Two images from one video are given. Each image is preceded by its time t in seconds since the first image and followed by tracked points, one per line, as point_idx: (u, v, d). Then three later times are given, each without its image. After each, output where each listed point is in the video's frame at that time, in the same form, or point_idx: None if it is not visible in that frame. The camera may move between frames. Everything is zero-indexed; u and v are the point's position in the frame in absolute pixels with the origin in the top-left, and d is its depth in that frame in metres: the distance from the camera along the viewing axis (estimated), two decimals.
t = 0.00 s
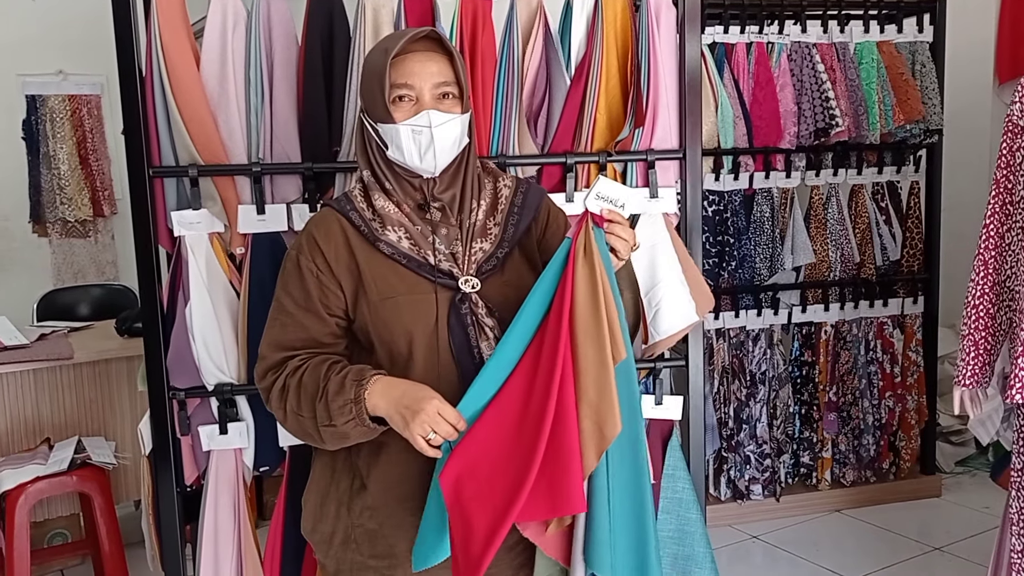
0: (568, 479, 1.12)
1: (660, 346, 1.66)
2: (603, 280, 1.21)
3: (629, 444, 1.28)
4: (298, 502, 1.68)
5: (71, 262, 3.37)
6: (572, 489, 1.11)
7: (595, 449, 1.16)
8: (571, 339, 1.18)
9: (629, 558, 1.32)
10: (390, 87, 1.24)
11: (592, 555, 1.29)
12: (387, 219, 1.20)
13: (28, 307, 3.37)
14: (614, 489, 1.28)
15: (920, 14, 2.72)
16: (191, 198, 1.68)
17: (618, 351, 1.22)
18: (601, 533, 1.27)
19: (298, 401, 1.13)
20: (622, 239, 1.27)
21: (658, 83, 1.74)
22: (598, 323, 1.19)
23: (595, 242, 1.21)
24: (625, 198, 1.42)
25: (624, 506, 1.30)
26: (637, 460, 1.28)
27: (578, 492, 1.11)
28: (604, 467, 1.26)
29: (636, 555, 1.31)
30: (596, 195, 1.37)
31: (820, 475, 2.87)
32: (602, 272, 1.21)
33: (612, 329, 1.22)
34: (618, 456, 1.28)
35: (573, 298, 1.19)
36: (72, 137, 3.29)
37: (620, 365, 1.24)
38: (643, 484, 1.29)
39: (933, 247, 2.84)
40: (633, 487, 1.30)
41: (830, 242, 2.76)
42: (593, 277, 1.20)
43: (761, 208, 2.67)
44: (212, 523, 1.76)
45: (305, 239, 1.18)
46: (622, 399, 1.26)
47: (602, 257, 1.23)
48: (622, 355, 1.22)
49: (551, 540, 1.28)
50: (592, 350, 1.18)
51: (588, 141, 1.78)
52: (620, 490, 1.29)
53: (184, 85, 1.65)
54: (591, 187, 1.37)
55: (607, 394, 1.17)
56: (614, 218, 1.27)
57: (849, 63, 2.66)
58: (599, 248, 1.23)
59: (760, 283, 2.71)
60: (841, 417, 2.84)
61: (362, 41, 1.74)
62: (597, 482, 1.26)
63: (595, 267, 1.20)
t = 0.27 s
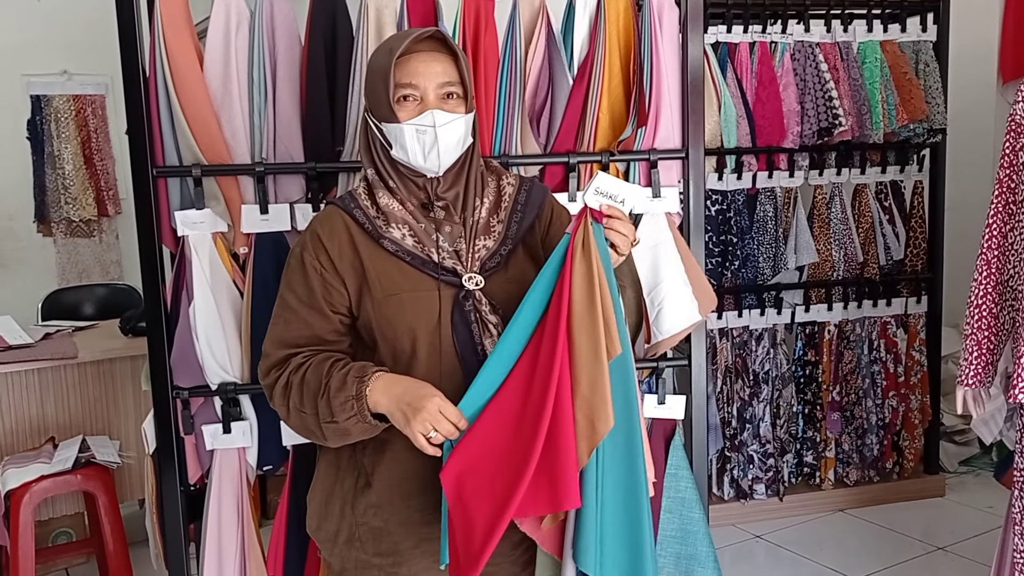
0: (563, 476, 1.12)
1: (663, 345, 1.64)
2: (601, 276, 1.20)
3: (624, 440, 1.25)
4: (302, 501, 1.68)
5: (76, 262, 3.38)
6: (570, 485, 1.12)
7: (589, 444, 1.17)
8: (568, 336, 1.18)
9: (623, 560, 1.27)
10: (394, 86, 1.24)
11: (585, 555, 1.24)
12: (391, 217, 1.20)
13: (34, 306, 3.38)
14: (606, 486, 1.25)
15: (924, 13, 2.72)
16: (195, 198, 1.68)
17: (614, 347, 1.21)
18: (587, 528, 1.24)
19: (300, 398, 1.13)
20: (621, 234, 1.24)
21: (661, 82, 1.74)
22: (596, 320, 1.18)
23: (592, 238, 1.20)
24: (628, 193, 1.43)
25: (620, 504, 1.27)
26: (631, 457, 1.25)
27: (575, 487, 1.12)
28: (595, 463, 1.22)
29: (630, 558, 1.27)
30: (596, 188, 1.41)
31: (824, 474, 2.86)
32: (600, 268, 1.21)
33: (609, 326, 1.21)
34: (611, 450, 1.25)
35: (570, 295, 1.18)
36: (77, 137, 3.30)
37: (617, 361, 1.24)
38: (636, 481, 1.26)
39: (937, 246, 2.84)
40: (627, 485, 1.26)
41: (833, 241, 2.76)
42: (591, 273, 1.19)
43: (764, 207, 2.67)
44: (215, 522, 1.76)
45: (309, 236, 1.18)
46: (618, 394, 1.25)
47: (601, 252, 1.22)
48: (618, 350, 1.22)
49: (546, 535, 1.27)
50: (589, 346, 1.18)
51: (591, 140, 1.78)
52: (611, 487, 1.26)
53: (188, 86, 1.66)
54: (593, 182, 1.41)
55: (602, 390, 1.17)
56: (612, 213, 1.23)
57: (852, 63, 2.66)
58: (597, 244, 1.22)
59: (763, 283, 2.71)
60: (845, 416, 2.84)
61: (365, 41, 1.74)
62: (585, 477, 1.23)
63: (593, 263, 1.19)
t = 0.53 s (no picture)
0: (570, 470, 1.12)
1: (665, 344, 1.59)
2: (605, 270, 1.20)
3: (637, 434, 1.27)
4: (304, 501, 1.68)
5: (78, 261, 3.39)
6: (577, 479, 1.12)
7: (600, 437, 1.16)
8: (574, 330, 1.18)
9: (644, 552, 1.30)
10: (396, 84, 1.24)
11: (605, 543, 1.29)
12: (393, 214, 1.20)
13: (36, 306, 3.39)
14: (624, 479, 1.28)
15: (926, 11, 2.71)
16: (197, 196, 1.68)
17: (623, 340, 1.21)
18: (606, 520, 1.27)
19: (302, 396, 1.13)
20: (623, 228, 1.26)
21: (662, 80, 1.74)
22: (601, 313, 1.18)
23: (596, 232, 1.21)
24: (630, 189, 1.67)
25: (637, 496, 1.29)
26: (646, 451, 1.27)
27: (582, 482, 1.12)
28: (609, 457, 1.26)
29: (650, 549, 1.30)
30: (597, 184, 1.63)
31: (827, 473, 2.86)
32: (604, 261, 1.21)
33: (616, 319, 1.21)
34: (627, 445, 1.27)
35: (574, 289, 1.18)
36: (79, 137, 3.31)
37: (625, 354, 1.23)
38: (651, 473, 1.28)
39: (940, 244, 2.83)
40: (643, 478, 1.29)
41: (836, 240, 2.76)
42: (595, 267, 1.19)
43: (767, 206, 2.66)
44: (218, 521, 1.76)
45: (312, 235, 1.18)
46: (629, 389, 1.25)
47: (604, 246, 1.22)
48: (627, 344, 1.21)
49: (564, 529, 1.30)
50: (595, 340, 1.17)
51: (593, 139, 1.79)
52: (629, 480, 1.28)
53: (189, 84, 1.66)
54: (595, 178, 1.63)
55: (611, 385, 1.16)
56: (616, 208, 1.26)
57: (854, 61, 2.66)
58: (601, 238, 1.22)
59: (766, 282, 2.70)
60: (848, 415, 2.84)
61: (366, 41, 1.74)
62: (602, 471, 1.26)
63: (597, 256, 1.19)
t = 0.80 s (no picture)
0: (581, 466, 1.12)
1: (668, 343, 1.58)
2: (613, 269, 1.21)
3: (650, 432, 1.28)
4: (307, 500, 1.69)
5: (82, 262, 3.39)
6: (588, 474, 1.12)
7: (614, 434, 1.16)
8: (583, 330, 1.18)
9: (659, 551, 1.31)
10: (398, 84, 1.25)
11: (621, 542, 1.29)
12: (396, 214, 1.20)
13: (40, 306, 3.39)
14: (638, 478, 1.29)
15: (929, 10, 2.71)
16: (200, 197, 1.68)
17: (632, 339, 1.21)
18: (623, 520, 1.27)
19: (305, 396, 1.14)
20: (629, 228, 1.25)
21: (665, 80, 1.74)
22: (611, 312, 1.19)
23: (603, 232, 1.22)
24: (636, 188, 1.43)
25: (649, 494, 1.30)
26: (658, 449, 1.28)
27: (594, 477, 1.12)
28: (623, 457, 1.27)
29: (665, 548, 1.30)
30: (602, 183, 1.41)
31: (829, 473, 2.87)
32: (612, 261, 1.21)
33: (625, 318, 1.22)
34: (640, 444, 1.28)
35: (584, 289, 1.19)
36: (83, 137, 3.31)
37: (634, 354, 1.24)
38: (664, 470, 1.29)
39: (943, 244, 2.83)
40: (656, 477, 1.30)
41: (838, 239, 2.75)
42: (604, 266, 1.20)
43: (769, 205, 2.66)
44: (221, 521, 1.76)
45: (315, 235, 1.19)
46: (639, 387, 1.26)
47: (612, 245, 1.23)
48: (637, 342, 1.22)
49: (576, 530, 1.32)
50: (605, 339, 1.18)
51: (595, 139, 1.79)
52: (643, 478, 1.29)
53: (192, 85, 1.66)
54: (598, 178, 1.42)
55: (624, 380, 1.17)
56: (621, 208, 1.26)
57: (857, 60, 2.65)
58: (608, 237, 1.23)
59: (768, 281, 2.70)
60: (851, 414, 2.83)
61: (369, 41, 1.75)
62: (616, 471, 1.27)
63: (605, 256, 1.20)
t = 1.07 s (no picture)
0: (583, 461, 1.12)
1: (669, 342, 1.57)
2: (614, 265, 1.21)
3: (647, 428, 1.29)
4: (308, 500, 1.69)
5: (84, 262, 3.40)
6: (590, 470, 1.11)
7: (612, 432, 1.16)
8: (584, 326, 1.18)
9: (653, 548, 1.31)
10: (397, 84, 1.25)
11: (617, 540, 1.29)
12: (395, 214, 1.20)
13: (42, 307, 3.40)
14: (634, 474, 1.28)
15: (930, 7, 2.71)
16: (200, 197, 1.68)
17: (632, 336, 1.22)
18: (619, 514, 1.27)
19: (304, 395, 1.14)
20: (631, 224, 1.27)
21: (665, 78, 1.73)
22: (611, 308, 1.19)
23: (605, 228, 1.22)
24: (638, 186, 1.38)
25: (645, 491, 1.30)
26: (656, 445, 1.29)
27: (595, 473, 1.12)
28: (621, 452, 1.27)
29: (659, 546, 1.31)
30: (605, 181, 1.36)
31: (831, 471, 2.86)
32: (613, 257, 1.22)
33: (625, 315, 1.22)
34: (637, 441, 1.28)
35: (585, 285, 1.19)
36: (84, 138, 3.32)
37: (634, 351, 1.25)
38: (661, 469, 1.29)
39: (945, 242, 2.82)
40: (652, 475, 1.30)
41: (840, 237, 2.75)
42: (605, 263, 1.20)
43: (771, 204, 2.66)
44: (222, 520, 1.76)
45: (314, 235, 1.18)
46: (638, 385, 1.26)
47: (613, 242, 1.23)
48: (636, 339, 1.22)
49: (573, 527, 1.31)
50: (606, 336, 1.18)
51: (596, 137, 1.78)
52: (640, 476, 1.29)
53: (191, 85, 1.66)
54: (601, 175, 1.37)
55: (622, 377, 1.17)
56: (623, 205, 1.27)
57: (858, 58, 2.65)
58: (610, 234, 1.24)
59: (769, 280, 2.70)
60: (852, 413, 2.83)
61: (368, 40, 1.75)
62: (613, 463, 1.27)
63: (606, 253, 1.21)
